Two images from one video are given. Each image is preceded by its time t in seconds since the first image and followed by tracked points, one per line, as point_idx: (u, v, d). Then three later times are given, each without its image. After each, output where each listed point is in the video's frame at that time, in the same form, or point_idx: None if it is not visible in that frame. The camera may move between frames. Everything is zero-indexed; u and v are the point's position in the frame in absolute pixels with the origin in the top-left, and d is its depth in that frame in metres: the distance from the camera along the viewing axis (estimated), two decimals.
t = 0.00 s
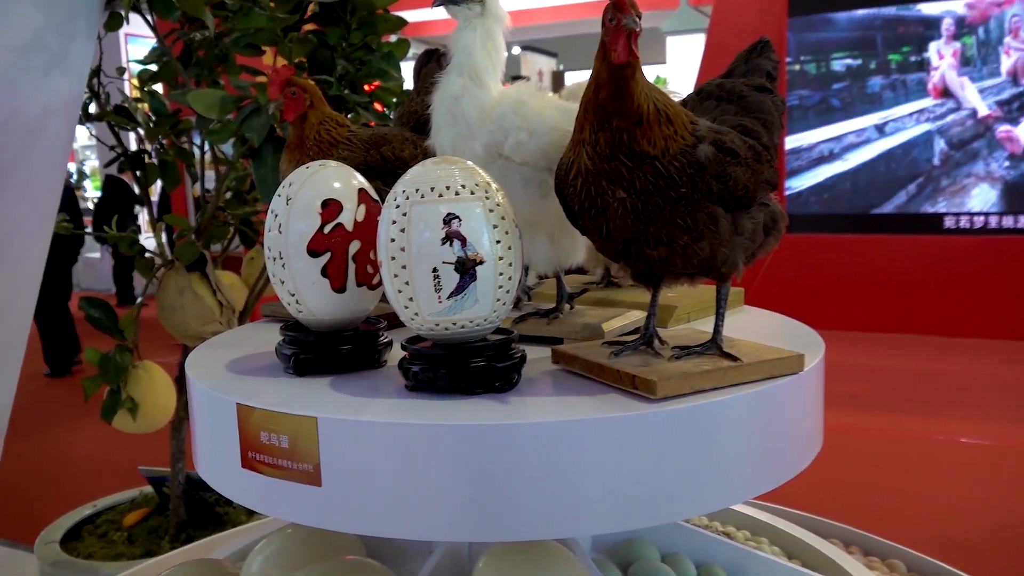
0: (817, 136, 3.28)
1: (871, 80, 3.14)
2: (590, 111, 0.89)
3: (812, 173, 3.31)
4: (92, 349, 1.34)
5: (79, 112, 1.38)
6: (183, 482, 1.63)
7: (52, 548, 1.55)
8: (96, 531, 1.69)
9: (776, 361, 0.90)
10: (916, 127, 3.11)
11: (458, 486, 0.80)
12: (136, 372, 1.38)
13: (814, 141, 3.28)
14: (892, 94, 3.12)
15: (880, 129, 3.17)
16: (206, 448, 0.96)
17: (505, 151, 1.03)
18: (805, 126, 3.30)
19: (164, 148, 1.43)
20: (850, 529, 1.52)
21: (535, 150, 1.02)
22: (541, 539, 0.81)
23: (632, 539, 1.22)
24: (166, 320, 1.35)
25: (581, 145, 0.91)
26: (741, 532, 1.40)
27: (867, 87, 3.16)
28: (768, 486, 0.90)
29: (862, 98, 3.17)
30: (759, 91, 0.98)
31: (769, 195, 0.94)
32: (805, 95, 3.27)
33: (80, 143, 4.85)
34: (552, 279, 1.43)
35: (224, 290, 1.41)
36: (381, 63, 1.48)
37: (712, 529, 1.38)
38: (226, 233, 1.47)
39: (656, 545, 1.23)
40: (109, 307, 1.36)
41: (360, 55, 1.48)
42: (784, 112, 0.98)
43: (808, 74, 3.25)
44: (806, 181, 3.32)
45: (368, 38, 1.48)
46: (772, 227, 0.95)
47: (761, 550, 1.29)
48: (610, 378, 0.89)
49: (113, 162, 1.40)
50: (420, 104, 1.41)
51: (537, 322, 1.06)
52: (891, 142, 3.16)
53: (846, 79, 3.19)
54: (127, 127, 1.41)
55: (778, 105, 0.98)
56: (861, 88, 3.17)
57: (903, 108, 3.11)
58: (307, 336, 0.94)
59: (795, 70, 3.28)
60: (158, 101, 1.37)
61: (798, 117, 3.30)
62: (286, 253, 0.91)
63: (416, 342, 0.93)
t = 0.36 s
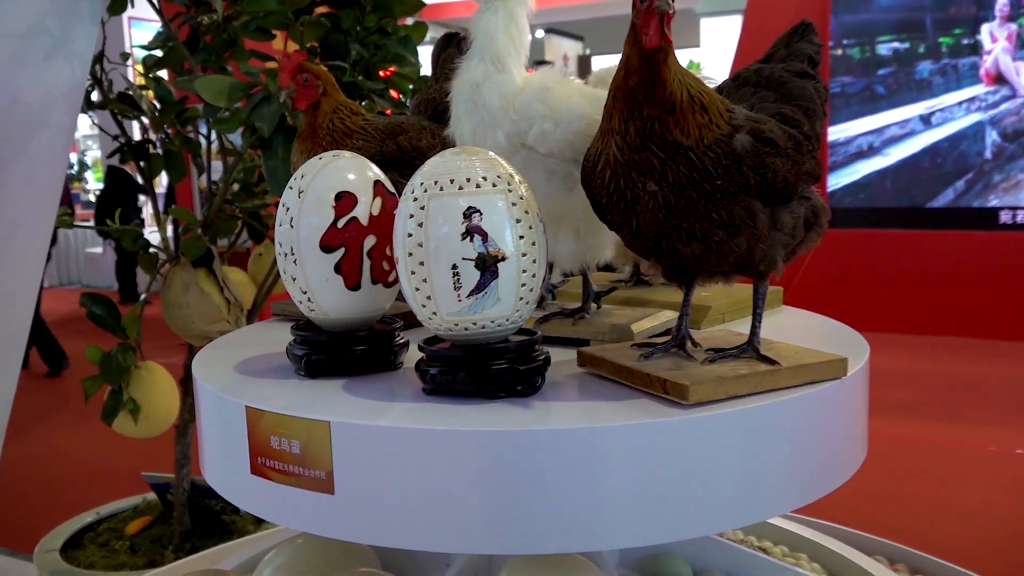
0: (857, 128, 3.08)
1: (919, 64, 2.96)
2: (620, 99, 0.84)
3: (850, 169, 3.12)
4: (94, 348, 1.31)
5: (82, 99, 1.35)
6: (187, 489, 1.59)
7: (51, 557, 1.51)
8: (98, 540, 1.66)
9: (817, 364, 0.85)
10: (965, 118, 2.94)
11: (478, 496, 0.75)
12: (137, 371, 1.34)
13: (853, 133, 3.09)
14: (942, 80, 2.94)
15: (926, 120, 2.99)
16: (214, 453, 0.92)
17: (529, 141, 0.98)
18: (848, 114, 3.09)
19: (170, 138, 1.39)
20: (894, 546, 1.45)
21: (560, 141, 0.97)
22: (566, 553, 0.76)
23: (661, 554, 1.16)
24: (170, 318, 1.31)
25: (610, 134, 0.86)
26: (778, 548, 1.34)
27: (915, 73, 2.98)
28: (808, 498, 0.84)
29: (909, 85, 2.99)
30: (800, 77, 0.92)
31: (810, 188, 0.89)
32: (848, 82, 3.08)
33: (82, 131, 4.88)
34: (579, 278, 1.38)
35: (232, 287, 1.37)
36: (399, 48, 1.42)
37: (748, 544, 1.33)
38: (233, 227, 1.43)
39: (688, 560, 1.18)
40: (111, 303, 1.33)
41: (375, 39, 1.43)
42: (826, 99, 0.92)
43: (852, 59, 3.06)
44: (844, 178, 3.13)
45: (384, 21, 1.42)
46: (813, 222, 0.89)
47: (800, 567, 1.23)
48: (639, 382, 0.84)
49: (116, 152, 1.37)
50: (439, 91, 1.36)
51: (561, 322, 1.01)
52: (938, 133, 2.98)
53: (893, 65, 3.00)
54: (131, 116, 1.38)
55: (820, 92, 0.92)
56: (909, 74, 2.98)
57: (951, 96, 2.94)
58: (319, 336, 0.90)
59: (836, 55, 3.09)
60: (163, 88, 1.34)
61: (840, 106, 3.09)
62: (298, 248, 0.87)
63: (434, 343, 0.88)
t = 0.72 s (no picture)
0: (879, 128, 3.04)
1: (956, 53, 2.90)
2: (639, 89, 0.79)
3: (877, 171, 3.07)
4: (84, 352, 1.25)
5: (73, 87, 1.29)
6: (179, 500, 1.53)
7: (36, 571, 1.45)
8: (86, 554, 1.61)
9: (849, 371, 0.80)
10: (1003, 112, 2.88)
11: (488, 510, 0.71)
12: (130, 378, 1.30)
13: (877, 133, 3.05)
14: (981, 70, 2.88)
15: (960, 115, 2.94)
16: (210, 463, 0.87)
17: (544, 133, 0.94)
18: (878, 108, 3.03)
19: (163, 130, 1.35)
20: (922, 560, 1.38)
21: (576, 133, 0.93)
22: (583, 572, 0.71)
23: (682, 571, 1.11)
24: (164, 320, 1.26)
25: (629, 126, 0.81)
26: (806, 565, 1.29)
27: (952, 62, 2.92)
28: (841, 512, 0.79)
29: (946, 75, 2.93)
30: (832, 65, 0.87)
31: (842, 183, 0.83)
32: (880, 72, 3.01)
33: (70, 122, 4.82)
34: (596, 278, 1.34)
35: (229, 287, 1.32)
36: (405, 35, 1.37)
37: (775, 562, 1.28)
38: (230, 224, 1.39)
39: None
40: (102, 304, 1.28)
41: (381, 25, 1.37)
42: (860, 88, 0.87)
43: (885, 47, 2.98)
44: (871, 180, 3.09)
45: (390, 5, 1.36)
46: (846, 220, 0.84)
47: None
48: (660, 389, 0.79)
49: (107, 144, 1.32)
50: (448, 81, 1.31)
51: (578, 325, 0.96)
52: (973, 129, 2.93)
53: (929, 53, 2.93)
54: (123, 106, 1.33)
55: (854, 80, 0.87)
56: (946, 63, 2.93)
57: (986, 90, 2.88)
58: (321, 340, 0.85)
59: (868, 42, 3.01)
60: (158, 77, 1.29)
61: (872, 98, 3.03)
62: (299, 247, 0.82)
63: (442, 347, 0.84)
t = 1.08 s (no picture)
0: (902, 133, 2.89)
1: (988, 48, 2.72)
2: (653, 83, 0.75)
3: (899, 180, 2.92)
4: (62, 359, 1.20)
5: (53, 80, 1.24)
6: (162, 519, 1.46)
7: None
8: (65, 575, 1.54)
9: (875, 382, 0.75)
10: None
11: (491, 531, 0.66)
12: (112, 387, 1.22)
13: (899, 138, 2.90)
14: (1015, 65, 2.69)
15: (986, 118, 2.76)
16: (196, 478, 0.82)
17: (551, 129, 0.90)
18: (905, 110, 2.89)
19: (147, 125, 1.31)
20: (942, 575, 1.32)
21: (585, 128, 0.89)
22: None
23: None
24: (148, 327, 1.21)
25: (641, 122, 0.76)
26: None
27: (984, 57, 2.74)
28: (866, 534, 0.74)
29: (976, 71, 2.75)
30: (857, 58, 0.83)
31: (867, 183, 0.79)
32: (905, 70, 2.86)
33: (47, 117, 4.73)
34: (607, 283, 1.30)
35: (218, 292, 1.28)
36: (404, 25, 1.33)
37: None
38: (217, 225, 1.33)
39: None
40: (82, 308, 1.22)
41: (378, 15, 1.33)
42: (886, 83, 0.83)
43: (911, 43, 2.84)
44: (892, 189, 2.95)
45: None
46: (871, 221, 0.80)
47: None
48: (674, 401, 0.75)
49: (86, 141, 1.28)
50: (449, 73, 1.27)
51: (588, 334, 0.92)
52: (1000, 133, 2.74)
53: (958, 49, 2.77)
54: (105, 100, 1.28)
55: (879, 74, 0.82)
56: (976, 59, 2.75)
57: (1019, 88, 2.70)
58: (315, 349, 0.81)
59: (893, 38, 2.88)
60: (141, 70, 1.25)
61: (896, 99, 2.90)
62: (292, 250, 0.77)
63: (444, 356, 0.79)
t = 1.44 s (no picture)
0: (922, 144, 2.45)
1: None
2: (663, 77, 0.70)
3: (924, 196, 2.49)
4: (34, 370, 1.15)
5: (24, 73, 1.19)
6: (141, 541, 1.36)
7: None
8: None
9: (902, 394, 0.71)
10: None
11: (493, 554, 0.61)
12: (87, 401, 1.16)
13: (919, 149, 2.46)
14: None
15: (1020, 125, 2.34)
16: (178, 495, 0.77)
17: (556, 125, 0.85)
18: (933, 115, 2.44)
19: (125, 121, 1.27)
20: None
21: (593, 124, 0.84)
22: None
23: None
24: (127, 335, 1.16)
25: (652, 118, 0.72)
26: None
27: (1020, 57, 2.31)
28: (893, 556, 0.69)
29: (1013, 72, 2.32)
30: (881, 50, 0.79)
31: (893, 183, 0.74)
32: (934, 72, 2.43)
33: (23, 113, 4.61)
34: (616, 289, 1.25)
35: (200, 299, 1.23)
36: (400, 13, 1.25)
37: None
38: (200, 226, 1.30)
39: None
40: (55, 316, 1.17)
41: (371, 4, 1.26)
42: (913, 76, 0.78)
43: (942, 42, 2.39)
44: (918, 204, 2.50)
45: None
46: (897, 223, 0.75)
47: None
48: (688, 415, 0.70)
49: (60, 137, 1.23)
50: (447, 66, 1.23)
51: (595, 343, 0.88)
52: None
53: (993, 47, 2.33)
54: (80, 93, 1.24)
55: (906, 67, 0.78)
56: (1012, 59, 2.32)
57: None
58: (305, 359, 0.76)
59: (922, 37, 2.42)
60: (120, 61, 1.22)
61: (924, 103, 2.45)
62: (280, 253, 0.73)
63: (442, 366, 0.74)
